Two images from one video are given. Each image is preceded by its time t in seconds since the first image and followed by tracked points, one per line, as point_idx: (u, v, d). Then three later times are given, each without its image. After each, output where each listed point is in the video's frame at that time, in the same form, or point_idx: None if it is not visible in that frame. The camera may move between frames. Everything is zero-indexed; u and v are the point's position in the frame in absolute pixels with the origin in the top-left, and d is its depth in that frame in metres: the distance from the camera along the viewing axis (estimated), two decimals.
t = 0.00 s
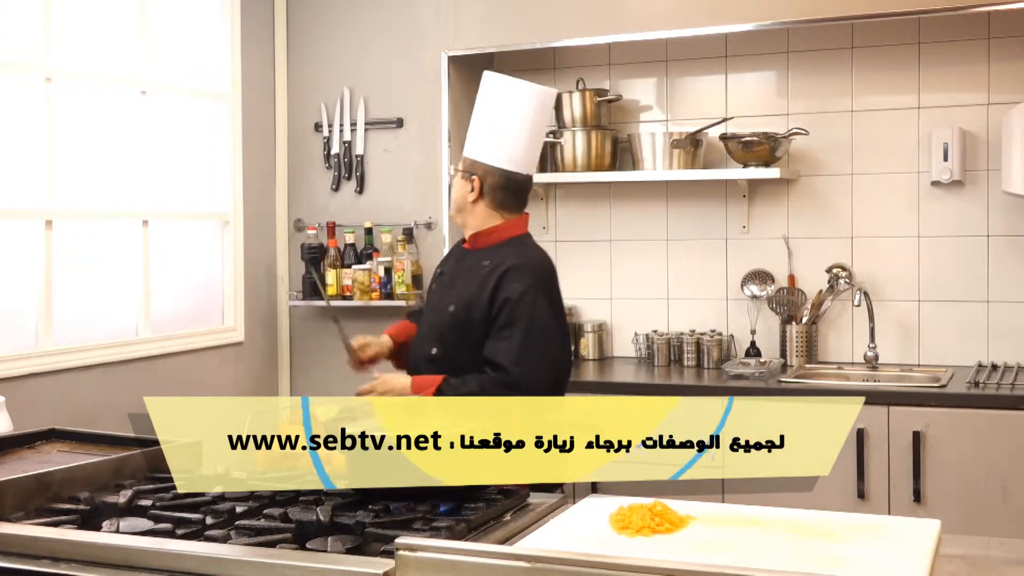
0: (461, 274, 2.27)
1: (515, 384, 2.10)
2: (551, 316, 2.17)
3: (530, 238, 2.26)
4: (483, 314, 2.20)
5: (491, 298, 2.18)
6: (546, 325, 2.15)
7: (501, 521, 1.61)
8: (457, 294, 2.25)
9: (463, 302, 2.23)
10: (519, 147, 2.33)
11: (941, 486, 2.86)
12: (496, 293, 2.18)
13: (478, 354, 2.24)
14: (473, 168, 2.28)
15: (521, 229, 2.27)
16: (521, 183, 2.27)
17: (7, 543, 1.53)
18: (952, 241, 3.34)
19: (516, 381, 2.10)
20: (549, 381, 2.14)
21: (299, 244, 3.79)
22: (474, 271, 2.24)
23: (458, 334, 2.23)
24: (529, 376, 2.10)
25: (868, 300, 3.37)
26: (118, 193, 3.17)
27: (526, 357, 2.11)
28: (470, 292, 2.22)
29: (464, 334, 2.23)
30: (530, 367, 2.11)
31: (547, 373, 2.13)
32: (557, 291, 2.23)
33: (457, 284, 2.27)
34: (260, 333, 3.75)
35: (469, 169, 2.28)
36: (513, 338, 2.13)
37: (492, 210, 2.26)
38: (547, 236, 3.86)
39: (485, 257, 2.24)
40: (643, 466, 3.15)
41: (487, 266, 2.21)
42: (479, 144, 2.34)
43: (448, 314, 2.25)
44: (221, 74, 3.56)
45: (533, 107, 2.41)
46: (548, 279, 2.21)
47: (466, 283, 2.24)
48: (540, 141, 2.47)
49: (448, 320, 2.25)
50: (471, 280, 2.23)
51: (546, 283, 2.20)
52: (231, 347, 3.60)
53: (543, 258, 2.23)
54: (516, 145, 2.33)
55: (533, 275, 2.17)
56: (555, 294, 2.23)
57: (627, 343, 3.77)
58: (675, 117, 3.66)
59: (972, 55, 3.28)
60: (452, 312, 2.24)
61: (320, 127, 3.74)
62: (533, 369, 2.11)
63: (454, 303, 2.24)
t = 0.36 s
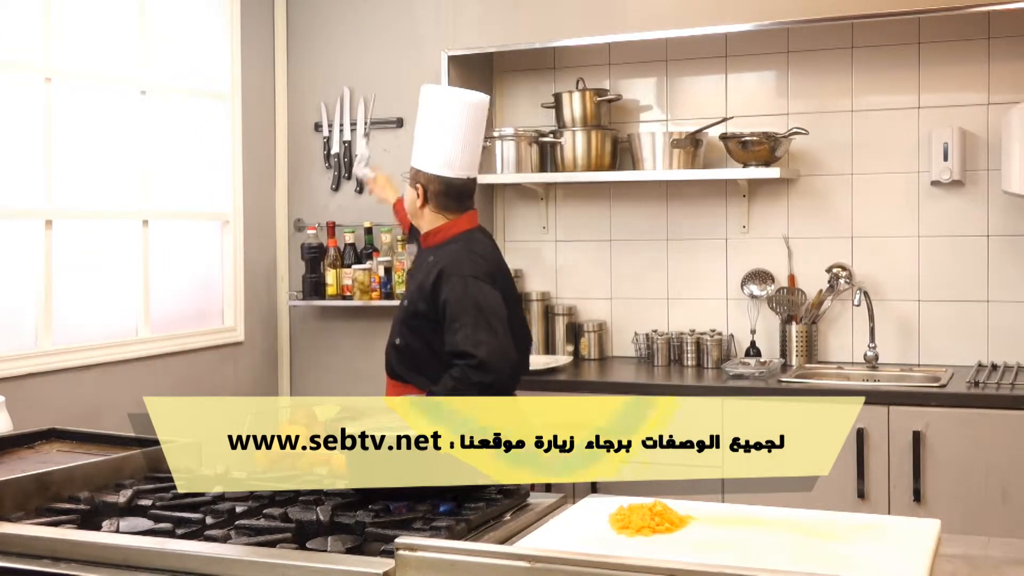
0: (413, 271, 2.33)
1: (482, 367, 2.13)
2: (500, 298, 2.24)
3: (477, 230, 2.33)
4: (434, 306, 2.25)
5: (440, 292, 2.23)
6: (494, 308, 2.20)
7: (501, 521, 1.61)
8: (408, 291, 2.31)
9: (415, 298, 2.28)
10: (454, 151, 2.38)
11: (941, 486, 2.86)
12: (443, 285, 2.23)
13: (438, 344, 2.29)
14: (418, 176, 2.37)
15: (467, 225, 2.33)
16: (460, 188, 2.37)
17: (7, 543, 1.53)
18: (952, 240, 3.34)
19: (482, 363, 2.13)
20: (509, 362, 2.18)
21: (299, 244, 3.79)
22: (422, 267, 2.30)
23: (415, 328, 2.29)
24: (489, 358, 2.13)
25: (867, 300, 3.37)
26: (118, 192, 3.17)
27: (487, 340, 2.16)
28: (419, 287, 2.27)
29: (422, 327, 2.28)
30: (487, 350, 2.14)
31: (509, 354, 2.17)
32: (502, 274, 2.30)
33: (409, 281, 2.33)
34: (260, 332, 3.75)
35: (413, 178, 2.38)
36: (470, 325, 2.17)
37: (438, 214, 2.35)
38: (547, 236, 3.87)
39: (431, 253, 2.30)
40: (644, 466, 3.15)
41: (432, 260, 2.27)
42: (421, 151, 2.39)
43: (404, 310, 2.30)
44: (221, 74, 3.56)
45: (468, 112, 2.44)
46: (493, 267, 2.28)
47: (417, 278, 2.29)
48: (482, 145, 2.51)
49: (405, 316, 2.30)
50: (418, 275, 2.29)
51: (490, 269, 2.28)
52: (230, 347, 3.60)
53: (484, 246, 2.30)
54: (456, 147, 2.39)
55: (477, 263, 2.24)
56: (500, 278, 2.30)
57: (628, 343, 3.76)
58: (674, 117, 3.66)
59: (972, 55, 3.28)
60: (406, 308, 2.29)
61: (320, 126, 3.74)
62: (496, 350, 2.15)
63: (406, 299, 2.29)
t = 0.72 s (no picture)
0: (406, 260, 2.48)
1: (472, 341, 2.29)
2: (487, 279, 2.39)
3: (468, 221, 2.47)
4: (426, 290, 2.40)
5: (431, 275, 2.39)
6: (480, 290, 2.35)
7: (501, 521, 1.61)
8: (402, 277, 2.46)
9: (408, 283, 2.43)
10: (445, 147, 2.53)
11: (941, 486, 2.86)
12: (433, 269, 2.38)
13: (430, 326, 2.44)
14: (414, 171, 2.52)
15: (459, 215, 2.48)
16: (453, 182, 2.51)
17: (7, 543, 1.53)
18: (952, 241, 3.34)
19: (472, 337, 2.29)
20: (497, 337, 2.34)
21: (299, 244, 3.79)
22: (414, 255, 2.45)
23: (409, 312, 2.44)
24: (477, 333, 2.30)
25: (867, 300, 3.37)
26: (118, 192, 3.17)
27: (476, 315, 2.32)
28: (410, 272, 2.43)
29: (415, 311, 2.44)
30: (476, 325, 2.31)
31: (496, 329, 2.34)
32: (489, 259, 2.45)
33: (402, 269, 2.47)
34: (260, 332, 3.75)
35: (409, 173, 2.52)
36: (458, 303, 2.32)
37: (432, 207, 2.49)
38: (547, 236, 3.87)
39: (423, 241, 2.46)
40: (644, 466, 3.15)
41: (424, 248, 2.43)
42: (415, 146, 2.53)
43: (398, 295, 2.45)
44: (221, 74, 3.56)
45: (459, 109, 2.59)
46: (481, 253, 2.43)
47: (410, 265, 2.45)
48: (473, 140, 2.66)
49: (399, 301, 2.45)
50: (411, 261, 2.44)
51: (477, 254, 2.42)
52: (230, 347, 3.60)
53: (471, 233, 2.44)
54: (448, 144, 2.54)
55: (466, 246, 2.39)
56: (486, 263, 2.45)
57: (628, 344, 3.76)
58: (675, 117, 3.66)
59: (972, 55, 3.28)
60: (400, 293, 2.44)
61: (320, 126, 3.74)
62: (485, 325, 2.32)
63: (400, 285, 2.45)
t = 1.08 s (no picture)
0: (406, 260, 2.48)
1: (470, 342, 2.30)
2: (487, 280, 2.39)
3: (469, 222, 2.47)
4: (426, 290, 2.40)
5: (431, 276, 2.39)
6: (480, 291, 2.36)
7: (501, 521, 1.61)
8: (402, 277, 2.46)
9: (407, 283, 2.43)
10: (445, 147, 2.52)
11: (941, 486, 2.86)
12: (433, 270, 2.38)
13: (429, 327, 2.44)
14: (413, 172, 2.52)
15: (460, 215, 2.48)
16: (453, 182, 2.51)
17: (7, 543, 1.53)
18: (953, 241, 3.34)
19: (471, 339, 2.30)
20: (496, 340, 2.35)
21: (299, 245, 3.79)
22: (414, 255, 2.46)
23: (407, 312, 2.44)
24: (476, 336, 2.31)
25: (868, 300, 3.37)
26: (119, 192, 3.17)
27: (475, 317, 2.32)
28: (410, 273, 2.43)
29: (414, 311, 2.44)
30: (474, 328, 2.31)
31: (495, 331, 2.35)
32: (488, 259, 2.45)
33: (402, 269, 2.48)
34: (259, 332, 3.75)
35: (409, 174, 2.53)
36: (458, 305, 2.32)
37: (433, 208, 2.50)
38: (547, 236, 3.86)
39: (423, 241, 2.46)
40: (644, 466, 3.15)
41: (424, 249, 2.43)
42: (414, 147, 2.53)
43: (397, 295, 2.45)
44: (221, 73, 3.56)
45: (459, 110, 2.58)
46: (481, 254, 2.43)
47: (410, 265, 2.45)
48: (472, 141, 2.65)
49: (397, 301, 2.45)
50: (411, 262, 2.44)
51: (478, 255, 2.42)
52: (230, 347, 3.60)
53: (472, 234, 2.44)
54: (448, 144, 2.53)
55: (466, 247, 2.39)
56: (487, 263, 2.45)
57: (628, 344, 3.77)
58: (674, 117, 3.66)
59: (972, 55, 3.28)
60: (399, 293, 2.44)
61: (320, 127, 3.74)
62: (484, 327, 2.32)
63: (400, 286, 2.45)
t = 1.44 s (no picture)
0: (408, 261, 2.49)
1: (474, 344, 2.30)
2: (489, 281, 2.40)
3: (472, 222, 2.47)
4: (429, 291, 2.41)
5: (434, 277, 2.39)
6: (483, 292, 2.36)
7: (502, 521, 1.61)
8: (404, 278, 2.46)
9: (409, 284, 2.44)
10: (446, 148, 2.52)
11: (941, 487, 2.86)
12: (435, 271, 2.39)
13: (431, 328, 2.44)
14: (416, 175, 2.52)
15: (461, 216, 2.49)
16: (454, 183, 2.51)
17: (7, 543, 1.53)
18: (953, 241, 3.34)
19: (475, 341, 2.30)
20: (499, 341, 2.35)
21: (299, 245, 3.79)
22: (416, 256, 2.46)
23: (410, 313, 2.44)
24: (480, 337, 2.31)
25: (868, 300, 3.37)
26: (119, 192, 3.17)
27: (479, 319, 2.32)
28: (413, 274, 2.43)
29: (415, 312, 2.44)
30: (478, 329, 2.32)
31: (498, 333, 2.35)
32: (491, 260, 2.46)
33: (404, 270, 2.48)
34: (259, 332, 3.75)
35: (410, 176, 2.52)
36: (461, 306, 2.33)
37: (434, 209, 2.49)
38: (547, 236, 3.86)
39: (425, 242, 2.46)
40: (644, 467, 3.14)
41: (425, 249, 2.43)
42: (417, 149, 2.52)
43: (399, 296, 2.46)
44: (221, 74, 3.56)
45: (460, 110, 2.57)
46: (484, 255, 2.43)
47: (412, 266, 2.45)
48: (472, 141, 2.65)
49: (400, 302, 2.45)
50: (414, 263, 2.45)
51: (480, 257, 2.43)
52: (230, 347, 3.60)
53: (474, 235, 2.45)
54: (448, 145, 2.53)
55: (468, 248, 2.40)
56: (489, 264, 2.45)
57: (628, 344, 3.76)
58: (674, 117, 3.66)
59: (973, 55, 3.28)
60: (401, 294, 2.45)
61: (320, 127, 3.74)
62: (487, 328, 2.33)
63: (402, 286, 2.45)
